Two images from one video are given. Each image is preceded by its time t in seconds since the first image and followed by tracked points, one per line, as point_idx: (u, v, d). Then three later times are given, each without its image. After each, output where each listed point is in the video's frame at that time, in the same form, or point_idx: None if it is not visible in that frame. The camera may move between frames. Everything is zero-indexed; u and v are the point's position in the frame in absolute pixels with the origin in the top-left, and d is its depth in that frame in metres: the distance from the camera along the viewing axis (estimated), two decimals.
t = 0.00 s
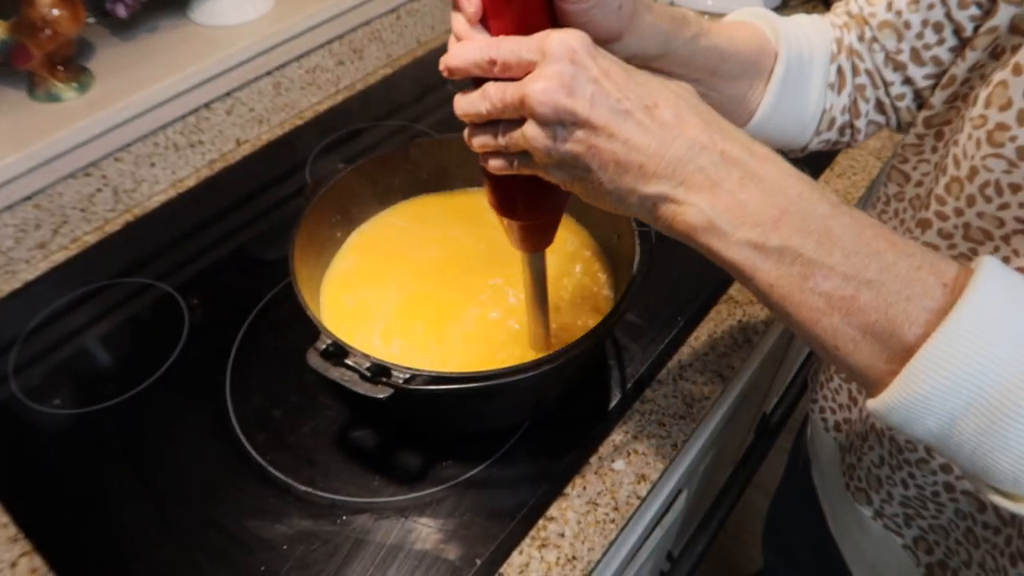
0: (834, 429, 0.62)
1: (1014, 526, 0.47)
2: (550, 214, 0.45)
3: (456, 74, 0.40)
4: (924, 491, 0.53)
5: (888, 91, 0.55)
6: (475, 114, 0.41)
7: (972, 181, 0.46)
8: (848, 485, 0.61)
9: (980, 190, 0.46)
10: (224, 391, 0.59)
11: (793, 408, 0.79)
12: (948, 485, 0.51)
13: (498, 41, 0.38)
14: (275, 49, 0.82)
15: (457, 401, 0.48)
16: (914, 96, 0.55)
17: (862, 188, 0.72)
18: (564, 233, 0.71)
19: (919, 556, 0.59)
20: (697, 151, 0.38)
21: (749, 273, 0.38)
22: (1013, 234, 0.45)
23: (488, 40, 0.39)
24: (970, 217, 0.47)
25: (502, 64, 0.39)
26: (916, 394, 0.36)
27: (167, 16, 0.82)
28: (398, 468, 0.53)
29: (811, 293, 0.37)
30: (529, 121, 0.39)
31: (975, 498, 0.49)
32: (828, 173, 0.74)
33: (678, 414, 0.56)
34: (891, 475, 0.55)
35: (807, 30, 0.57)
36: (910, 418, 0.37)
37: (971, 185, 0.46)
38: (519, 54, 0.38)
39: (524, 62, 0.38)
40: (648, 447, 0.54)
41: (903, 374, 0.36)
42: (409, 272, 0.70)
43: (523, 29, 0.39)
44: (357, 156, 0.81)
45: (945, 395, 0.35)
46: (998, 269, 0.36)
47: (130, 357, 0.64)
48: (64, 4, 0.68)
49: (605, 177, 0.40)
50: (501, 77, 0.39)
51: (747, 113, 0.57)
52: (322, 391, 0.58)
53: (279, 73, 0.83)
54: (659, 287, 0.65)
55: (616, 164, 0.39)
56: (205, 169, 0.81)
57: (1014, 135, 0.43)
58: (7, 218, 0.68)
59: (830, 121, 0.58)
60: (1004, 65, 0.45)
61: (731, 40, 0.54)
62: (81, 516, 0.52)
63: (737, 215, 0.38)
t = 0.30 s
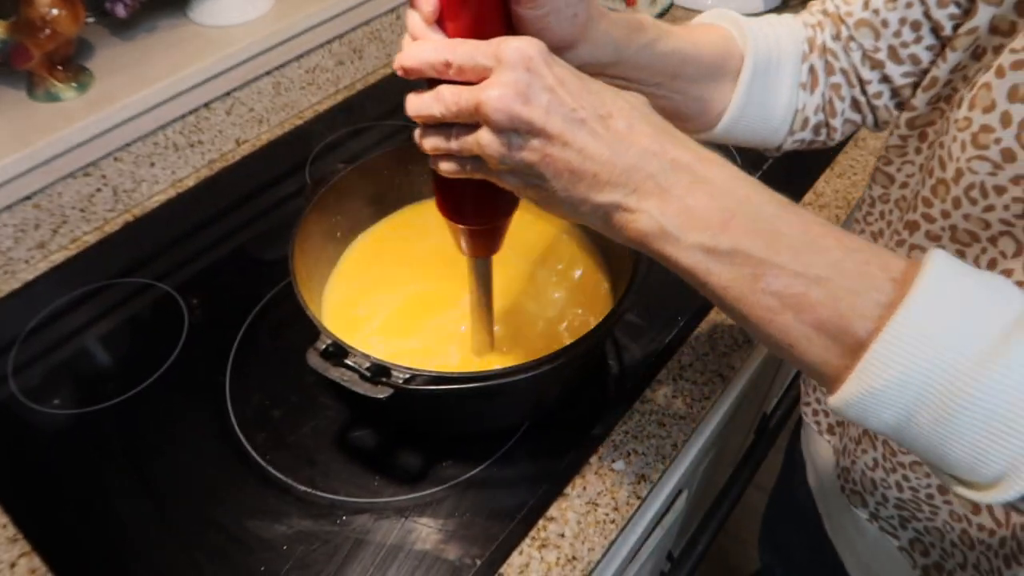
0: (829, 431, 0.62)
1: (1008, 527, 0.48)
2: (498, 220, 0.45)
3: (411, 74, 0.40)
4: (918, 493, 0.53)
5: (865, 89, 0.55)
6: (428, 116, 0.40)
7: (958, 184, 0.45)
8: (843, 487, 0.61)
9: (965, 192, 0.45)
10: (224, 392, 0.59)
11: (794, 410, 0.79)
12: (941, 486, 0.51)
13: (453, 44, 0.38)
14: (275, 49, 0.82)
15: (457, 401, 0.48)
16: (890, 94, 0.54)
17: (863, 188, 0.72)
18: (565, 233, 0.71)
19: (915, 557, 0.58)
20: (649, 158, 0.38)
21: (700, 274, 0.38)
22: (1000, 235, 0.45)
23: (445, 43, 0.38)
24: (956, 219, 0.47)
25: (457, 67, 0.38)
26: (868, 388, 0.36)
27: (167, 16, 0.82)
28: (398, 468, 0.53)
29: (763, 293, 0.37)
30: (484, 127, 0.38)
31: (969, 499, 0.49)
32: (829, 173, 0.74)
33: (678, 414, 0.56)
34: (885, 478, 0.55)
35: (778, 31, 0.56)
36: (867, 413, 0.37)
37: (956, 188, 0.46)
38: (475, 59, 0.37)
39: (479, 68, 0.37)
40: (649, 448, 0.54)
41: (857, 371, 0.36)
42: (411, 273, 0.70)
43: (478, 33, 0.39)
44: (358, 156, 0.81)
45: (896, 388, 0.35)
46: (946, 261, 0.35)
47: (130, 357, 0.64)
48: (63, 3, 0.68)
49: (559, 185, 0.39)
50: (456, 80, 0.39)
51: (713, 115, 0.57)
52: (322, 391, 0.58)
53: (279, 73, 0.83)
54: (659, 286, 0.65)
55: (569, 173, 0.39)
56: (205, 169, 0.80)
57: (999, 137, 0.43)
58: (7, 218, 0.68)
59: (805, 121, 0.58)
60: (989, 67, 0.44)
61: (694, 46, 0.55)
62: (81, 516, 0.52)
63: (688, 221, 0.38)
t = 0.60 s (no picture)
0: (814, 425, 0.62)
1: (989, 513, 0.47)
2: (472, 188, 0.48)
3: (377, 52, 0.42)
4: (903, 483, 0.52)
5: (837, 74, 0.54)
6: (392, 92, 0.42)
7: (933, 173, 0.45)
8: (828, 478, 0.61)
9: (940, 181, 0.45)
10: (224, 392, 0.59)
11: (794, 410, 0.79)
12: (924, 475, 0.50)
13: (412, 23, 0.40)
14: (275, 49, 0.83)
15: (457, 401, 0.48)
16: (863, 79, 0.54)
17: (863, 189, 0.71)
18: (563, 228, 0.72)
19: (901, 546, 0.58)
20: (593, 127, 0.38)
21: (644, 238, 0.38)
22: (973, 223, 0.44)
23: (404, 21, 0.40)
24: (932, 208, 0.46)
25: (416, 45, 0.40)
26: (793, 333, 0.35)
27: (167, 15, 0.83)
28: (398, 468, 0.53)
29: (700, 253, 0.37)
30: (440, 102, 0.40)
31: (951, 487, 0.49)
32: (829, 173, 0.73)
33: (678, 414, 0.56)
34: (869, 468, 0.55)
35: (749, 14, 0.55)
36: (795, 362, 0.36)
37: (932, 177, 0.45)
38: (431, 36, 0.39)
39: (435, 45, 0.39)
40: (649, 447, 0.54)
41: (785, 322, 0.35)
42: (411, 269, 0.70)
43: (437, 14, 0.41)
44: (356, 156, 0.80)
45: (821, 333, 0.35)
46: (875, 216, 0.35)
47: (130, 357, 0.64)
48: (63, 3, 0.68)
49: (510, 155, 0.40)
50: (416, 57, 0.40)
51: (682, 95, 0.57)
52: (322, 391, 0.58)
53: (279, 73, 0.84)
54: (659, 287, 0.65)
55: (519, 143, 0.39)
56: (205, 169, 0.77)
57: (971, 126, 0.42)
58: (7, 218, 0.70)
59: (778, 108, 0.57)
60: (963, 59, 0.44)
61: (660, 23, 0.55)
62: (81, 516, 0.52)
63: (629, 186, 0.38)
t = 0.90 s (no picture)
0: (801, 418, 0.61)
1: (968, 499, 0.47)
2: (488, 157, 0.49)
3: (398, 26, 0.44)
4: (882, 471, 0.53)
5: (835, 64, 0.54)
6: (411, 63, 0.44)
7: (918, 161, 0.45)
8: (812, 470, 0.61)
9: (925, 169, 0.45)
10: (224, 392, 0.59)
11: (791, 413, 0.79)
12: (903, 463, 0.51)
13: None
14: (275, 49, 0.83)
15: (457, 401, 0.48)
16: (860, 70, 0.54)
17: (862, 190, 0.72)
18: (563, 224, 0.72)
19: (882, 536, 0.58)
20: (594, 95, 0.40)
21: (635, 202, 0.40)
22: (953, 212, 0.45)
23: None
24: (916, 196, 0.46)
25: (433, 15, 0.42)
26: (762, 296, 0.36)
27: (167, 15, 0.82)
28: (398, 468, 0.53)
29: (685, 218, 0.39)
30: (454, 70, 0.41)
31: (931, 474, 0.49)
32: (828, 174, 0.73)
33: (678, 414, 0.56)
34: (851, 458, 0.55)
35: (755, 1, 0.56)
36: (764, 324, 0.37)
37: (917, 165, 0.45)
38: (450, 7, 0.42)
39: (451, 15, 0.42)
40: (649, 448, 0.54)
41: (759, 289, 0.36)
42: (414, 271, 0.70)
43: None
44: (357, 157, 0.80)
45: (788, 297, 0.36)
46: (851, 189, 0.36)
47: (130, 357, 0.64)
48: (63, 3, 0.68)
49: (517, 121, 0.42)
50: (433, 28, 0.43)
51: (689, 77, 0.57)
52: (322, 391, 0.58)
53: (279, 73, 0.84)
54: (659, 288, 0.65)
55: (525, 109, 0.41)
56: (205, 169, 0.80)
57: (955, 114, 0.42)
58: (7, 218, 0.69)
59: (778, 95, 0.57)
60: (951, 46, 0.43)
61: None
62: (81, 516, 0.52)
63: (627, 152, 0.39)
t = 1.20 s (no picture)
0: (808, 418, 0.62)
1: (969, 502, 0.47)
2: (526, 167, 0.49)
3: (436, 37, 0.45)
4: (887, 472, 0.53)
5: (853, 73, 0.55)
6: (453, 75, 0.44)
7: (927, 160, 0.45)
8: (817, 469, 0.61)
9: (934, 168, 0.45)
10: (224, 392, 0.59)
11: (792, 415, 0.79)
12: (907, 464, 0.51)
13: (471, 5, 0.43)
14: (274, 49, 0.82)
15: (457, 401, 0.48)
16: (877, 79, 0.54)
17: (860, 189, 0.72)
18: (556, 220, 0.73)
19: (882, 538, 0.58)
20: (645, 104, 0.40)
21: (686, 217, 0.39)
22: (963, 211, 0.44)
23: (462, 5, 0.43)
24: (926, 195, 0.46)
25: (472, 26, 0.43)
26: (821, 323, 0.35)
27: (167, 16, 0.82)
28: (398, 468, 0.53)
29: (741, 235, 0.38)
30: (497, 77, 0.42)
31: (934, 476, 0.49)
32: (827, 174, 0.74)
33: (678, 414, 0.56)
34: (856, 457, 0.55)
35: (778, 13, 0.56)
36: (821, 352, 0.36)
37: (927, 164, 0.45)
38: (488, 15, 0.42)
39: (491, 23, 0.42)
40: (649, 448, 0.54)
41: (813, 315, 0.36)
42: (415, 276, 0.69)
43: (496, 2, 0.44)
44: (357, 157, 0.81)
45: (849, 326, 0.35)
46: (915, 215, 0.35)
47: (130, 357, 0.64)
48: (63, 4, 0.68)
49: (564, 129, 0.42)
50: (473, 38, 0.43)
51: (716, 87, 0.58)
52: (322, 391, 0.58)
53: (279, 73, 0.83)
54: (660, 288, 0.66)
55: (572, 117, 0.41)
56: (205, 169, 0.80)
57: (964, 113, 0.42)
58: (7, 218, 0.69)
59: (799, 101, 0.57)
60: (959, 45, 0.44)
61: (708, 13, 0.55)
62: (81, 516, 0.52)
63: (679, 164, 0.38)
